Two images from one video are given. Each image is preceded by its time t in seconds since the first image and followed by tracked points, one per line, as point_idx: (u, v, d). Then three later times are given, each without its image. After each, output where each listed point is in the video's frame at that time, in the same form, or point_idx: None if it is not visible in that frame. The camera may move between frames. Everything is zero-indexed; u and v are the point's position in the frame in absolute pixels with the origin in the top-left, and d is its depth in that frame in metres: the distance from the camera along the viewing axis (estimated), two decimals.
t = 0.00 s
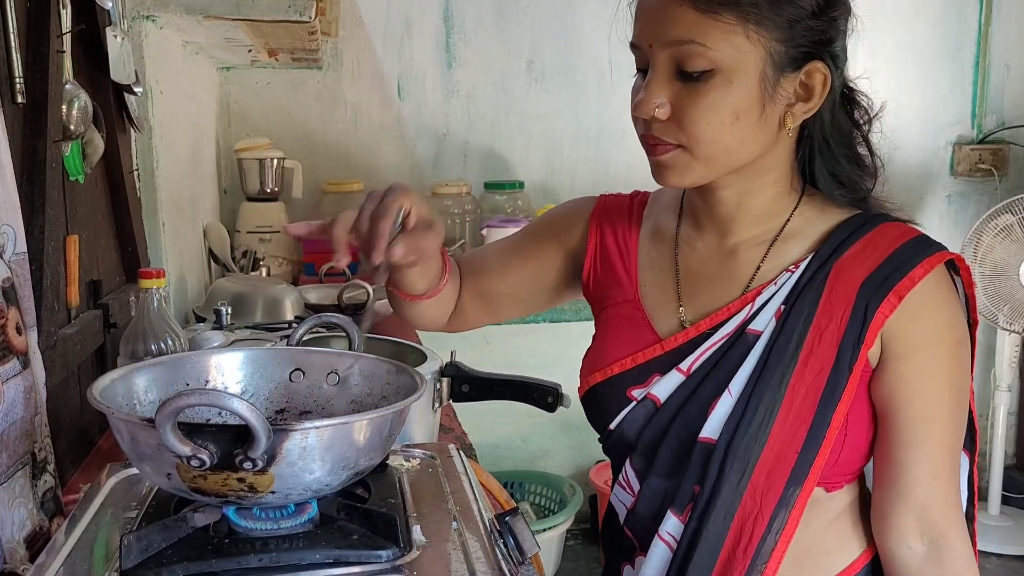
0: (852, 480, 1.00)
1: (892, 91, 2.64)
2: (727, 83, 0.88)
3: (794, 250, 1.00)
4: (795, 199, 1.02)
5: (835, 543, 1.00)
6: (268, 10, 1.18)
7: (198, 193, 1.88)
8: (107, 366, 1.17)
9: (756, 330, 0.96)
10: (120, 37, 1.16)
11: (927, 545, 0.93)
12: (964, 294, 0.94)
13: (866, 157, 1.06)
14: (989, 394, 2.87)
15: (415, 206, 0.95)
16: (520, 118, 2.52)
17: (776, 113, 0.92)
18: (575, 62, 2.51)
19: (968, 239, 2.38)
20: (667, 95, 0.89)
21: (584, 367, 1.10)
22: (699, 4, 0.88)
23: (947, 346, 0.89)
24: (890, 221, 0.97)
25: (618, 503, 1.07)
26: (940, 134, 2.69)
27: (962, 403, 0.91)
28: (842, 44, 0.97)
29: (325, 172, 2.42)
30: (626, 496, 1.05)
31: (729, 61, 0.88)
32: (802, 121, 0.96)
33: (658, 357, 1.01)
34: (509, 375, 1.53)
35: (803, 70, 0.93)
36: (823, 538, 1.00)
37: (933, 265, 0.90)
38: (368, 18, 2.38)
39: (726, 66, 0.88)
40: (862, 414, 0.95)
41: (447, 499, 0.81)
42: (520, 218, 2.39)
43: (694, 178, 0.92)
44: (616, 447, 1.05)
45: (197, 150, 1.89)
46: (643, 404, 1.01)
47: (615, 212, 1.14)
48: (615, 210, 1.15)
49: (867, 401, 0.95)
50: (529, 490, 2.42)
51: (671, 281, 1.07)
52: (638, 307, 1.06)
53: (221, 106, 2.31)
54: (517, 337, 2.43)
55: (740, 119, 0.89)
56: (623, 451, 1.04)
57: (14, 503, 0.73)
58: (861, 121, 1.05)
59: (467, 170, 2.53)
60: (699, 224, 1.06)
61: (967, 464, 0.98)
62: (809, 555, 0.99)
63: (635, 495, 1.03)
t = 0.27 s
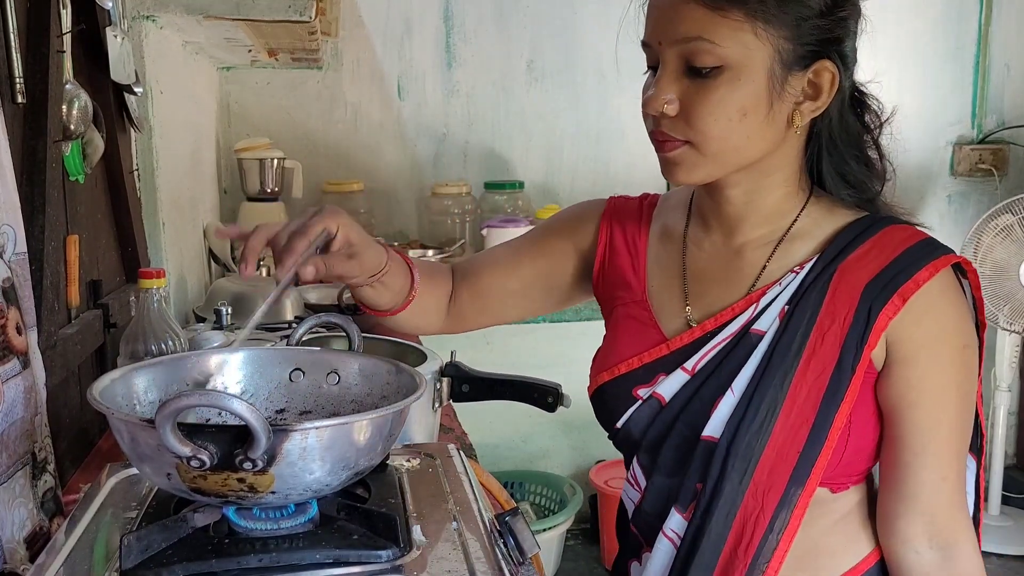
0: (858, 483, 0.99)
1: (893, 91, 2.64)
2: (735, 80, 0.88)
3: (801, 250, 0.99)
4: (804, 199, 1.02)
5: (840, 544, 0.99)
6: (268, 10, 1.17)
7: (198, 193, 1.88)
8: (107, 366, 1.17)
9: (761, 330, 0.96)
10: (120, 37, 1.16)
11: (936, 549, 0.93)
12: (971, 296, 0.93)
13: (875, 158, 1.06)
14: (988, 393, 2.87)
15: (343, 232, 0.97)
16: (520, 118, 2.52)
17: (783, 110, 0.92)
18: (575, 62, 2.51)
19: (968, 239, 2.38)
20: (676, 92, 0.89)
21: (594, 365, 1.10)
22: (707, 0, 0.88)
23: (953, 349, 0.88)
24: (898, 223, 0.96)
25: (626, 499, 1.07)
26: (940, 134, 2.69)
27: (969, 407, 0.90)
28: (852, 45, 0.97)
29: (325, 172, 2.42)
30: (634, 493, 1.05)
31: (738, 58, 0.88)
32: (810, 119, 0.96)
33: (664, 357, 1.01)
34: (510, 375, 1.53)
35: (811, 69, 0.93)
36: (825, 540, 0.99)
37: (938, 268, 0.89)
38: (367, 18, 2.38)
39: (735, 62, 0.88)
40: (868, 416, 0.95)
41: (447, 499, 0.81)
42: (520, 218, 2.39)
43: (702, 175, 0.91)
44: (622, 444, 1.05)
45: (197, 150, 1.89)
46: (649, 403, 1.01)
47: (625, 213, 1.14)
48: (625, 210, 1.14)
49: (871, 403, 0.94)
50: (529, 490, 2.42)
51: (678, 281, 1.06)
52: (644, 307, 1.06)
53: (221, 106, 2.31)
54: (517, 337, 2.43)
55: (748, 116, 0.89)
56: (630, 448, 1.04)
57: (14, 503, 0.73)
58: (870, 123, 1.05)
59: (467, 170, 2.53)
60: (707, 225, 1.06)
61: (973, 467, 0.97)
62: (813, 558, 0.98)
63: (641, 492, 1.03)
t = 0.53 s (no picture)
0: (868, 486, 0.98)
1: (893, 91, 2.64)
2: (747, 77, 0.88)
3: (814, 252, 0.98)
4: (817, 199, 1.01)
5: (848, 547, 0.98)
6: (268, 10, 1.18)
7: (198, 193, 1.87)
8: (107, 366, 1.17)
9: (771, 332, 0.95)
10: (121, 37, 1.16)
11: (951, 553, 0.92)
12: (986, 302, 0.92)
13: (891, 159, 1.05)
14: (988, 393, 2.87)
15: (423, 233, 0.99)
16: (520, 118, 2.52)
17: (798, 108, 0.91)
18: (575, 62, 2.51)
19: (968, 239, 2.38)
20: (689, 90, 0.90)
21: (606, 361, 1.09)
22: None
23: (968, 354, 0.87)
24: (914, 227, 0.95)
25: (638, 496, 1.08)
26: (940, 134, 2.69)
27: (983, 411, 0.89)
28: (867, 42, 0.97)
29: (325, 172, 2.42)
30: (644, 490, 1.05)
31: (750, 55, 0.88)
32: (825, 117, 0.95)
33: (673, 356, 1.01)
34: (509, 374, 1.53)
35: (825, 67, 0.92)
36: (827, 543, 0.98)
37: (953, 273, 0.88)
38: (367, 18, 2.38)
39: (747, 60, 0.88)
40: (879, 420, 0.94)
41: (447, 499, 0.81)
42: (520, 218, 2.39)
43: (716, 174, 0.91)
44: (632, 441, 1.05)
45: (197, 150, 1.89)
46: (657, 402, 1.01)
47: (639, 213, 1.14)
48: (639, 211, 1.14)
49: (883, 407, 0.93)
50: (529, 490, 2.42)
51: (690, 280, 1.06)
52: (655, 306, 1.06)
53: (221, 106, 2.31)
54: (518, 337, 2.43)
55: (761, 114, 0.88)
56: (638, 443, 1.04)
57: (14, 503, 0.73)
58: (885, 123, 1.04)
59: (467, 170, 2.53)
60: (720, 224, 1.06)
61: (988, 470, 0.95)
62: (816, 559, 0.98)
63: (650, 488, 1.04)
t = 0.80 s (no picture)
0: (865, 492, 0.97)
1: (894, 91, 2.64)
2: (758, 76, 0.86)
3: (821, 253, 0.96)
4: (828, 200, 0.99)
5: (840, 552, 0.97)
6: (268, 10, 1.18)
7: (198, 193, 1.87)
8: (108, 366, 1.17)
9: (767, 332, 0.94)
10: (120, 37, 1.16)
11: (939, 564, 0.91)
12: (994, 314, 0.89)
13: (908, 157, 1.02)
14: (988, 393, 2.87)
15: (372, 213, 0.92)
16: (520, 118, 2.52)
17: (811, 106, 0.90)
18: (575, 62, 2.51)
19: (968, 239, 2.38)
20: (700, 90, 0.89)
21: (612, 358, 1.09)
22: None
23: (969, 364, 0.85)
24: (923, 233, 0.92)
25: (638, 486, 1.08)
26: (941, 134, 2.69)
27: (983, 424, 0.87)
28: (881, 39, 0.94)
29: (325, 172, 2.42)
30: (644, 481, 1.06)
31: (761, 53, 0.87)
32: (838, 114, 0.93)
33: (674, 353, 1.00)
34: (509, 374, 1.53)
35: (837, 64, 0.90)
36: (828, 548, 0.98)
37: (958, 281, 0.85)
38: (367, 18, 2.38)
39: (758, 58, 0.87)
40: (876, 426, 0.92)
41: (448, 499, 0.81)
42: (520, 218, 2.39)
43: (730, 175, 0.90)
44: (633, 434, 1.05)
45: (197, 150, 1.89)
46: (656, 398, 1.00)
47: (648, 212, 1.14)
48: (648, 210, 1.14)
49: (880, 412, 0.92)
50: (529, 490, 2.42)
51: (697, 278, 1.05)
52: (662, 302, 1.06)
53: (221, 106, 2.31)
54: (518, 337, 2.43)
55: (773, 113, 0.87)
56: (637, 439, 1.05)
57: (14, 503, 0.73)
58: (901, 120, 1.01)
59: (467, 170, 2.53)
60: (730, 222, 1.04)
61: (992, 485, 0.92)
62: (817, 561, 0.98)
63: (648, 482, 1.05)
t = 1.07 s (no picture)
0: (861, 493, 0.96)
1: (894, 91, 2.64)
2: (751, 77, 0.87)
3: (813, 253, 0.96)
4: (824, 199, 0.99)
5: (843, 553, 0.97)
6: (268, 10, 1.18)
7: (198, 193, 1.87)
8: (107, 366, 1.17)
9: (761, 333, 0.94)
10: (120, 37, 1.16)
11: (935, 567, 0.90)
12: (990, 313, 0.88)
13: (902, 153, 1.02)
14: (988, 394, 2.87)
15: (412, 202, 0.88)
16: (520, 118, 2.52)
17: (806, 105, 0.90)
18: (575, 62, 2.51)
19: (969, 239, 2.38)
20: (693, 92, 0.89)
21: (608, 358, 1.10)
22: None
23: (964, 363, 0.84)
24: (919, 231, 0.92)
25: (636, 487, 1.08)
26: (940, 134, 2.69)
27: (980, 425, 0.86)
28: (874, 36, 0.94)
29: (325, 172, 2.42)
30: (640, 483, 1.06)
31: (754, 54, 0.87)
32: (832, 112, 0.93)
33: (668, 354, 1.00)
34: (509, 374, 1.54)
35: (830, 62, 0.90)
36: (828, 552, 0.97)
37: (951, 279, 0.85)
38: (367, 18, 2.38)
39: (751, 59, 0.87)
40: (871, 427, 0.92)
41: (447, 499, 0.81)
42: (520, 218, 2.39)
43: (725, 177, 0.90)
44: (628, 435, 1.05)
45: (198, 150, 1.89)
46: (650, 399, 1.00)
47: (644, 214, 1.14)
48: (644, 211, 1.14)
49: (876, 413, 0.91)
50: (529, 490, 2.42)
51: (694, 278, 1.05)
52: (657, 302, 1.06)
53: (221, 106, 2.31)
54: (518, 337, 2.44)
55: (767, 113, 0.87)
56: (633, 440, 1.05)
57: (14, 503, 0.73)
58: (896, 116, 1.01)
59: (467, 170, 2.53)
60: (726, 221, 1.04)
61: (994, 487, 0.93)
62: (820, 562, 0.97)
63: (644, 482, 1.04)
